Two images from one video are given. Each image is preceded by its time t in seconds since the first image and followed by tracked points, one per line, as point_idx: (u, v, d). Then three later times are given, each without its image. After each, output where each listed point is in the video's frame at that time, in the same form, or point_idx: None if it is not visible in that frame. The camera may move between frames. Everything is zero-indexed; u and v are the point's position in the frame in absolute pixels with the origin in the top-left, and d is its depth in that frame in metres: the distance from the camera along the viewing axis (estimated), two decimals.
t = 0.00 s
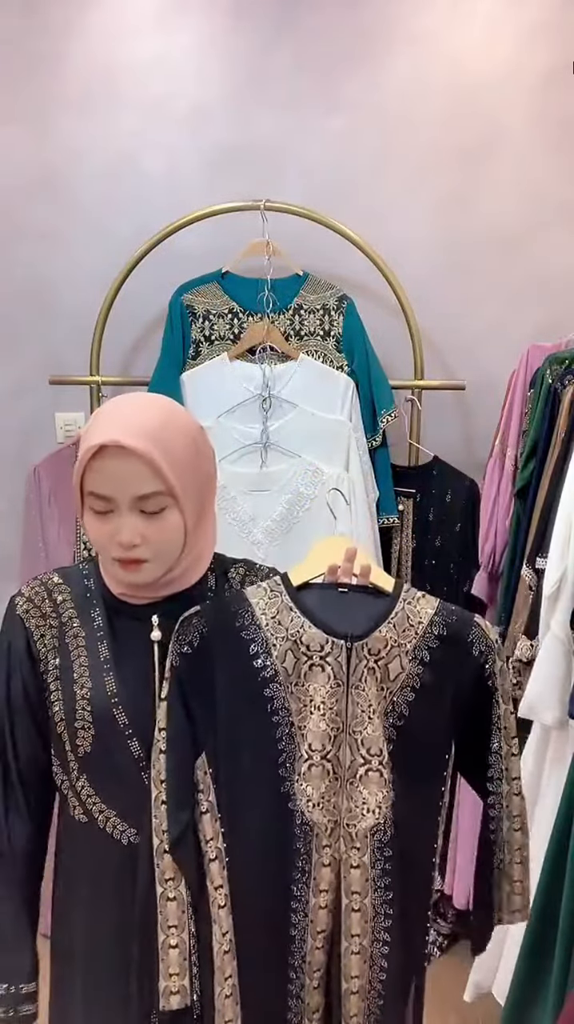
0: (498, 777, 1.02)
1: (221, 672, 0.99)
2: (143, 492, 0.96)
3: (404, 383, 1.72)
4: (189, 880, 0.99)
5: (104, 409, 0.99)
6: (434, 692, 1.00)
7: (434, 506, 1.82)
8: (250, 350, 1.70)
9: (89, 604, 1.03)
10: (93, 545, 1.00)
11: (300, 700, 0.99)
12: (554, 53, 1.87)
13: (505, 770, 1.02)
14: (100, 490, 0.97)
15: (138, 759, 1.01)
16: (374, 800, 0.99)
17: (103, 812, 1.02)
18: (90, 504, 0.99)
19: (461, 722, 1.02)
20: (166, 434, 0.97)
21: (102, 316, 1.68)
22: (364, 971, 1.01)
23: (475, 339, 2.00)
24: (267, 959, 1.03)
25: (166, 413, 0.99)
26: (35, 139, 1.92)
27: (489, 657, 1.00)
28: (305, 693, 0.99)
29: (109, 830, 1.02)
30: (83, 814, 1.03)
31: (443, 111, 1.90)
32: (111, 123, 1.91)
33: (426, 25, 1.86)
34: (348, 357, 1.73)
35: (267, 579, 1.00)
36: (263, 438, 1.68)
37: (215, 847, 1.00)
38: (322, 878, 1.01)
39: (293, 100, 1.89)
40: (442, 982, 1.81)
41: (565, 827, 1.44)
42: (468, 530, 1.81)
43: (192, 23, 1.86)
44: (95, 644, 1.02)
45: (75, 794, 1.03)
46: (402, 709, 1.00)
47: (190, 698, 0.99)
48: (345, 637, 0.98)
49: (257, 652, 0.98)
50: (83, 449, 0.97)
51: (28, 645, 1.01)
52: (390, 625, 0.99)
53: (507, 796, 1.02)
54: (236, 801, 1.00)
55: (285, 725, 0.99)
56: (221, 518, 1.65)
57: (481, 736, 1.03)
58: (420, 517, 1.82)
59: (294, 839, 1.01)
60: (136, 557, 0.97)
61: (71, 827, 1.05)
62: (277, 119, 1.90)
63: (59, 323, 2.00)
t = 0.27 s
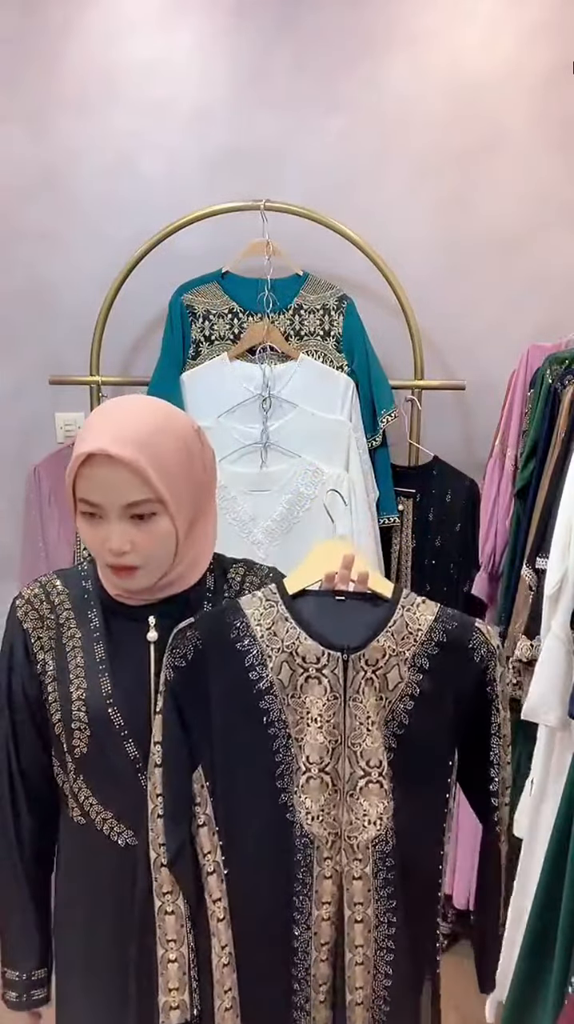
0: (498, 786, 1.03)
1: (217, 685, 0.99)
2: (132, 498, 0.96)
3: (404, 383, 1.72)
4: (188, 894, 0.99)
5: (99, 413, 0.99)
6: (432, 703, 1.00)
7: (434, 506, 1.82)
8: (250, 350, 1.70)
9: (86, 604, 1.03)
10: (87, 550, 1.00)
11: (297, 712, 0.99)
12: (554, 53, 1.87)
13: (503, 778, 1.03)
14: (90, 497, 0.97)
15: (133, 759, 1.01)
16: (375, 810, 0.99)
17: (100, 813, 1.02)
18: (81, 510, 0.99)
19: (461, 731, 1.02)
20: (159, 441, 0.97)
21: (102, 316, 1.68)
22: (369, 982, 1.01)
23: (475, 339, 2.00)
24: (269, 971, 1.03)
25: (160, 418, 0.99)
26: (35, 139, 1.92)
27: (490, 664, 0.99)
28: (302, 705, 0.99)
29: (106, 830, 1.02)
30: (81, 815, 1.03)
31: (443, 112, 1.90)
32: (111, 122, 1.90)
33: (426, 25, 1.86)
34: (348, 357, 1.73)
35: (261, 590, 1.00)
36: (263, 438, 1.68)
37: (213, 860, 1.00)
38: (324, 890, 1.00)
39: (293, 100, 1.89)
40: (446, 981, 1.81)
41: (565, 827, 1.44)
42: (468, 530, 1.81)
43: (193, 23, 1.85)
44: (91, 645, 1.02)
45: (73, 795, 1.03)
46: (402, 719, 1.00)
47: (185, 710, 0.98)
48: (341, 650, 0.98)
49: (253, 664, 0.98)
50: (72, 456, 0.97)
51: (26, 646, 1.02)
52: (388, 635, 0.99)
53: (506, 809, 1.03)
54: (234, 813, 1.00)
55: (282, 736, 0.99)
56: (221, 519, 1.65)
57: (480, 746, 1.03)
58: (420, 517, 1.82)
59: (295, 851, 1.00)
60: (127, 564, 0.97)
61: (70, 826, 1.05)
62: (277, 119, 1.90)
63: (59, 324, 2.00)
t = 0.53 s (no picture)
0: (502, 793, 1.02)
1: (215, 685, 0.99)
2: (131, 488, 0.97)
3: (404, 383, 1.72)
4: (187, 897, 0.98)
5: (100, 408, 0.99)
6: (433, 703, 1.00)
7: (434, 506, 1.82)
8: (250, 350, 1.70)
9: (86, 603, 1.03)
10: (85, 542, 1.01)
11: (296, 712, 0.99)
12: (554, 53, 1.87)
13: (508, 784, 1.02)
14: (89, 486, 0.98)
15: (136, 759, 1.01)
16: (373, 812, 0.99)
17: (101, 812, 1.02)
18: (81, 501, 1.00)
19: (464, 733, 1.02)
20: (159, 437, 0.97)
21: (102, 316, 1.68)
22: (365, 988, 1.00)
23: (475, 338, 2.00)
24: (265, 977, 1.02)
25: (161, 413, 0.99)
26: (35, 139, 1.92)
27: (494, 662, 1.00)
28: (302, 705, 0.99)
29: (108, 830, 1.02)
30: (82, 815, 1.03)
31: (443, 112, 1.89)
32: (111, 122, 1.91)
33: (426, 25, 1.86)
34: (348, 357, 1.73)
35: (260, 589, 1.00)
36: (263, 438, 1.68)
37: (211, 861, 1.00)
38: (321, 895, 1.00)
39: (293, 100, 1.89)
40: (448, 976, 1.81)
41: (565, 828, 1.44)
42: (468, 530, 1.81)
43: (193, 23, 1.85)
44: (92, 644, 1.02)
45: (74, 794, 1.03)
46: (405, 718, 1.00)
47: (183, 711, 0.99)
48: (340, 649, 0.98)
49: (252, 663, 0.98)
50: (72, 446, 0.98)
51: (26, 645, 1.02)
52: (389, 633, 0.99)
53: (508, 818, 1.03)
54: (233, 815, 1.00)
55: (281, 736, 0.99)
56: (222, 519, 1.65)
57: (484, 748, 1.03)
58: (420, 517, 1.82)
59: (293, 855, 1.00)
60: (125, 555, 0.98)
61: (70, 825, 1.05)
62: (277, 119, 1.90)
63: (59, 323, 2.00)
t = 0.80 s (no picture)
0: (514, 796, 1.01)
1: (220, 688, 0.99)
2: (136, 448, 0.98)
3: (404, 383, 1.72)
4: (192, 898, 0.98)
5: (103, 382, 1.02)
6: (442, 705, 1.00)
7: (434, 506, 1.82)
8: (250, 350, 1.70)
9: (91, 602, 1.04)
10: (90, 519, 1.01)
11: (303, 713, 0.99)
12: (554, 53, 1.87)
13: (522, 786, 1.01)
14: (94, 453, 0.99)
15: (143, 759, 1.01)
16: (382, 814, 0.99)
17: (108, 812, 1.02)
18: (86, 476, 1.01)
19: (475, 736, 1.02)
20: (161, 400, 1.00)
21: (102, 316, 1.68)
22: (375, 990, 1.01)
23: (475, 339, 2.00)
24: (274, 982, 1.02)
25: (169, 396, 1.02)
26: (34, 139, 1.91)
27: (504, 662, 0.99)
28: (308, 707, 0.99)
29: (115, 830, 1.02)
30: (88, 815, 1.03)
31: (443, 112, 1.89)
32: (111, 122, 1.90)
33: (425, 25, 1.86)
34: (348, 357, 1.73)
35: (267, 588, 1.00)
36: (263, 438, 1.68)
37: (218, 862, 1.00)
38: (330, 897, 1.00)
39: (293, 100, 1.89)
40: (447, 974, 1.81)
41: (565, 828, 1.44)
42: (468, 531, 1.81)
43: (192, 23, 1.85)
44: (96, 643, 1.02)
45: (79, 794, 1.03)
46: (414, 719, 1.00)
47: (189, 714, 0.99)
48: (348, 650, 0.99)
49: (258, 664, 0.98)
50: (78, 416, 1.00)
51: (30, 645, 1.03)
52: (396, 633, 0.99)
53: (525, 820, 1.02)
54: (239, 817, 1.00)
55: (288, 739, 0.99)
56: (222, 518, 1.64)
57: (495, 750, 1.03)
58: (420, 517, 1.82)
59: (300, 858, 1.00)
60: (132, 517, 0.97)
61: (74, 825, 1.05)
62: (277, 120, 1.90)
63: (59, 323, 2.00)
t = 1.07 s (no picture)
0: (504, 795, 1.02)
1: (215, 693, 0.98)
2: (153, 449, 0.98)
3: (404, 382, 1.72)
4: (190, 904, 0.98)
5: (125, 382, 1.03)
6: (436, 709, 1.00)
7: (434, 506, 1.82)
8: (250, 350, 1.70)
9: (93, 603, 1.04)
10: (99, 516, 1.01)
11: (298, 718, 0.99)
12: (554, 53, 1.87)
13: (512, 786, 1.01)
14: (110, 450, 0.99)
15: (145, 759, 1.01)
16: (378, 819, 0.99)
17: (110, 813, 1.02)
18: (99, 472, 1.01)
19: (468, 741, 1.02)
20: (182, 403, 1.01)
21: (102, 316, 1.68)
22: (372, 997, 1.01)
23: (475, 338, 2.00)
24: (270, 988, 1.02)
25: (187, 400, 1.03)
26: (34, 139, 1.91)
27: (498, 666, 0.99)
28: (303, 712, 0.99)
29: (117, 830, 1.02)
30: (90, 816, 1.03)
31: (443, 112, 1.89)
32: (110, 122, 1.90)
33: (425, 25, 1.86)
34: (348, 357, 1.73)
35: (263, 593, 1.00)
36: (263, 438, 1.68)
37: (215, 868, 0.99)
38: (326, 904, 1.00)
39: (293, 100, 1.89)
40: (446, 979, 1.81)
41: (565, 828, 1.44)
42: (468, 531, 1.81)
43: (192, 23, 1.85)
44: (99, 644, 1.02)
45: (81, 795, 1.03)
46: (409, 724, 1.00)
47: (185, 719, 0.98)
48: (342, 655, 0.98)
49: (253, 669, 0.98)
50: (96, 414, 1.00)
51: (32, 646, 1.02)
52: (391, 638, 0.99)
53: (514, 818, 1.02)
54: (234, 823, 1.00)
55: (283, 744, 0.99)
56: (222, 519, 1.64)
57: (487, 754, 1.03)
58: (420, 517, 1.82)
59: (296, 864, 1.00)
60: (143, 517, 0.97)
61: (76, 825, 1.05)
62: (277, 120, 1.90)
63: (59, 323, 2.00)
